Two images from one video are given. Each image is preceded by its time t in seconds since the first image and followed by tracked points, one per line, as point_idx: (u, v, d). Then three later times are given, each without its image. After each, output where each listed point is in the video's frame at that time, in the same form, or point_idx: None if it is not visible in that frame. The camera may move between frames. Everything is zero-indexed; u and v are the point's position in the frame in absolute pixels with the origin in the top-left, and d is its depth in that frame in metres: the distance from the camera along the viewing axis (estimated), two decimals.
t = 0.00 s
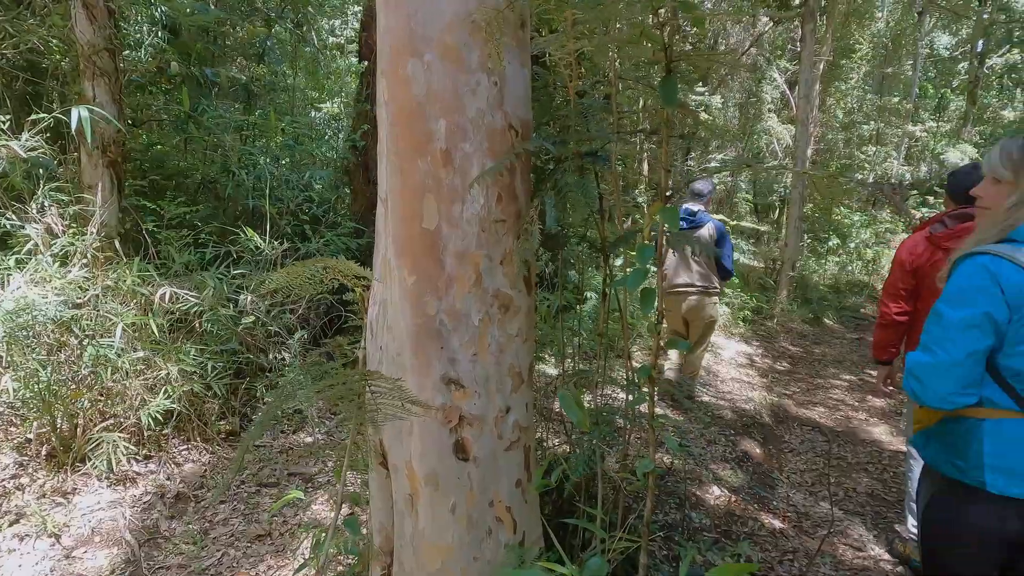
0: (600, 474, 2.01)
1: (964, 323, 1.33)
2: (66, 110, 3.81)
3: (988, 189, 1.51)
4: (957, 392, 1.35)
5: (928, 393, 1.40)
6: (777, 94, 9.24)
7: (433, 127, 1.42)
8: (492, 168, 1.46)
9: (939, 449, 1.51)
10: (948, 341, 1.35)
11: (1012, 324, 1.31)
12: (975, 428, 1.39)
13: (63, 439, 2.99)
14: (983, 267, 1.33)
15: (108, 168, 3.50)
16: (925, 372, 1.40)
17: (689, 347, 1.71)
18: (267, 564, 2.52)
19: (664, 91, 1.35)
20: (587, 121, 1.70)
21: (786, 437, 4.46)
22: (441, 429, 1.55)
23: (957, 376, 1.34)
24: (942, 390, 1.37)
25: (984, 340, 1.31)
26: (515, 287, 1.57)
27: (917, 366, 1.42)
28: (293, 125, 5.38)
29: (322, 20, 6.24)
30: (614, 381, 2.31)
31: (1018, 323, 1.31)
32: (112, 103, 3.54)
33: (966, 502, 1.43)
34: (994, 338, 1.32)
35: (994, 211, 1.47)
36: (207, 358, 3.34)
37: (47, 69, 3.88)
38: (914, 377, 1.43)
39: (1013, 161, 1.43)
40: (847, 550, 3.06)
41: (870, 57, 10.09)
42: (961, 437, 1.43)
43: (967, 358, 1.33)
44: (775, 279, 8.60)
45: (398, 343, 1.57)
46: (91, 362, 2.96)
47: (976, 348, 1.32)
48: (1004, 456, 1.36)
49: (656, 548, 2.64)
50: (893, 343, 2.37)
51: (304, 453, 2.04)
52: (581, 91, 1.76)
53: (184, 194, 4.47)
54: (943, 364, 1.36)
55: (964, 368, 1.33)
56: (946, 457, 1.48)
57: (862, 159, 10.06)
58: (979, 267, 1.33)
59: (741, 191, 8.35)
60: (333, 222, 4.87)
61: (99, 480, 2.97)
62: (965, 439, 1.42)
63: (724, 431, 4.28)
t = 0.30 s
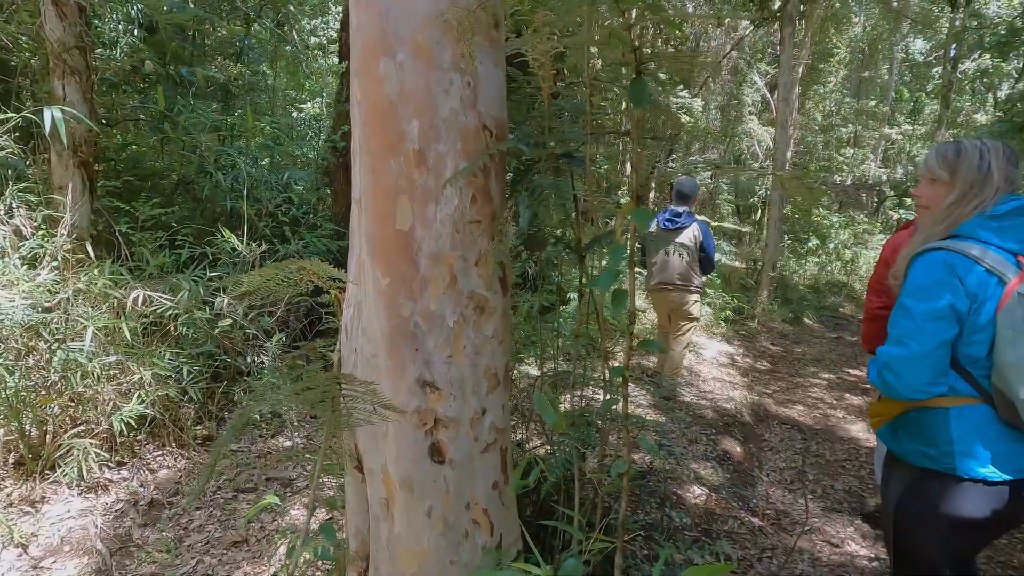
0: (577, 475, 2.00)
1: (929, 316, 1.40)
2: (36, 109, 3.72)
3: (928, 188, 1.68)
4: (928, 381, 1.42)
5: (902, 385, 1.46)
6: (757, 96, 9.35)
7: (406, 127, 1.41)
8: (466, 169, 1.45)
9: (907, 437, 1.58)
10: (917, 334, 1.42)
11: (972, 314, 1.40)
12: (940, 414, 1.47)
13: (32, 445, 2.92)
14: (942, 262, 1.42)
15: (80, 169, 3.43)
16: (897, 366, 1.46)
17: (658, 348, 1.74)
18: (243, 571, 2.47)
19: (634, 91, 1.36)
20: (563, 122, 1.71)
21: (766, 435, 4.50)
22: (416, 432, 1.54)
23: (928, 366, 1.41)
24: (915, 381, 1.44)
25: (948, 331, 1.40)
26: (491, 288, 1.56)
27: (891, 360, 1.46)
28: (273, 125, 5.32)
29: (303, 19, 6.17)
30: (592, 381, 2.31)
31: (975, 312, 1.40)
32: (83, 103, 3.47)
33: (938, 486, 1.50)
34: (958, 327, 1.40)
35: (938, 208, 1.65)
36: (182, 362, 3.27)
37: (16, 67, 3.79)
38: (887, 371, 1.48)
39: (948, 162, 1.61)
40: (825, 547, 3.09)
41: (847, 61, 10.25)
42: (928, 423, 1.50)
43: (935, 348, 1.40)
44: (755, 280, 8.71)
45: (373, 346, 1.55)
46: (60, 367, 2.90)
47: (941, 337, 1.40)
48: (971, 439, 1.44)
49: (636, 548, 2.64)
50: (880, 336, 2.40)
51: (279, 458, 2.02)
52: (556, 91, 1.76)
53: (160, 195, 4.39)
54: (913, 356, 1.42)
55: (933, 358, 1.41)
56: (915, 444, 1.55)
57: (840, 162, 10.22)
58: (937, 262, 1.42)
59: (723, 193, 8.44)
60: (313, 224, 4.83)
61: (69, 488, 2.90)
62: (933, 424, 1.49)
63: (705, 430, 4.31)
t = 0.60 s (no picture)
0: (544, 477, 2.00)
1: (933, 316, 1.43)
2: None
3: (892, 187, 1.77)
4: (932, 380, 1.45)
5: (910, 386, 1.46)
6: (729, 100, 9.50)
7: (368, 129, 1.40)
8: (431, 172, 1.45)
9: (888, 432, 1.63)
10: (924, 334, 1.43)
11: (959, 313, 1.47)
12: (924, 407, 1.55)
13: None
14: (934, 260, 1.48)
15: (36, 169, 3.32)
16: (907, 367, 1.45)
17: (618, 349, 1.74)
18: None
19: (593, 95, 1.37)
20: (527, 124, 1.71)
21: (738, 433, 4.57)
22: (380, 436, 1.52)
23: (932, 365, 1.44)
24: (922, 381, 1.45)
25: (946, 329, 1.44)
26: (456, 291, 1.56)
27: (903, 362, 1.44)
28: (242, 126, 5.22)
29: (274, 18, 6.08)
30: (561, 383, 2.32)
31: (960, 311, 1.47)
32: (39, 101, 3.36)
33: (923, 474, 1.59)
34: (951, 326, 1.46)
35: (902, 207, 1.74)
36: (145, 367, 3.19)
37: None
38: (896, 374, 1.46)
39: (915, 162, 1.71)
40: (794, 542, 3.14)
41: (816, 66, 10.48)
42: (914, 418, 1.57)
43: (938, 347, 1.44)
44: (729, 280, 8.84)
45: (337, 350, 1.53)
46: (16, 374, 2.80)
47: (942, 336, 1.44)
48: (949, 427, 1.55)
49: (608, 547, 2.65)
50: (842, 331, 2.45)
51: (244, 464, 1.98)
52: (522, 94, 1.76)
53: (123, 196, 4.27)
54: (921, 356, 1.44)
55: (936, 357, 1.44)
56: (900, 439, 1.60)
57: (810, 164, 10.44)
58: (931, 262, 1.47)
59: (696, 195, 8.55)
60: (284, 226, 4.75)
61: (26, 499, 2.80)
62: (918, 418, 1.56)
63: (678, 429, 4.35)
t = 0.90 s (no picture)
0: (506, 480, 1.99)
1: (909, 309, 1.51)
2: None
3: (854, 184, 1.81)
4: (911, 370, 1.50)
5: (894, 377, 1.49)
6: (696, 105, 9.67)
7: (322, 130, 1.38)
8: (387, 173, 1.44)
9: (860, 420, 1.67)
10: (903, 326, 1.49)
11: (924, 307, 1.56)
12: (893, 396, 1.61)
13: None
14: (902, 259, 1.56)
15: None
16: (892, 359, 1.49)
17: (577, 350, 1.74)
18: None
19: (545, 97, 1.39)
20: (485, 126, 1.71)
21: (704, 431, 4.65)
22: (337, 441, 1.50)
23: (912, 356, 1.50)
24: (905, 371, 1.49)
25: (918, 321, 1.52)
26: (414, 293, 1.54)
27: (889, 354, 1.48)
28: (203, 125, 5.09)
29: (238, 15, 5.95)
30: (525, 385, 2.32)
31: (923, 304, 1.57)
32: None
33: (891, 454, 1.68)
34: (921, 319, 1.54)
35: (866, 203, 1.76)
36: (98, 375, 3.10)
37: None
38: (884, 367, 1.48)
39: (877, 162, 1.76)
40: (757, 536, 3.21)
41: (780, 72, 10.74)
42: (884, 406, 1.62)
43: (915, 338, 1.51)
44: (697, 281, 8.99)
45: (292, 354, 1.50)
46: None
47: (916, 327, 1.51)
48: (912, 411, 1.64)
49: (575, 547, 2.66)
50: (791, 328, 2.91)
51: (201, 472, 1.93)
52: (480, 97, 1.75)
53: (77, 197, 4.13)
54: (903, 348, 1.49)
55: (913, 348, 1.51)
56: (872, 427, 1.65)
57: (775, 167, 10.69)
58: (900, 259, 1.56)
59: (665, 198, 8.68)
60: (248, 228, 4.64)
61: None
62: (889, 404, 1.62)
63: (646, 429, 4.40)
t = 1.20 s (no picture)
0: (483, 482, 1.97)
1: (887, 307, 1.53)
2: None
3: (833, 184, 1.83)
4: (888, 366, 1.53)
5: (872, 372, 1.52)
6: (678, 107, 9.75)
7: (295, 130, 1.37)
8: (360, 173, 1.42)
9: (839, 413, 1.69)
10: (881, 324, 1.53)
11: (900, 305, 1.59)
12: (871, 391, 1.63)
13: None
14: (881, 258, 1.59)
15: None
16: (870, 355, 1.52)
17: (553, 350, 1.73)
18: None
19: (518, 98, 1.39)
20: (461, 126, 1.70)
21: (685, 430, 4.68)
22: (312, 444, 1.48)
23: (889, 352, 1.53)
24: (883, 367, 1.52)
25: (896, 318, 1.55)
26: (389, 293, 1.53)
27: (868, 351, 1.51)
28: (179, 124, 5.00)
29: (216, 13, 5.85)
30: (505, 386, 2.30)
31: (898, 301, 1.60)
32: None
33: (868, 447, 1.70)
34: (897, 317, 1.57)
35: (844, 203, 1.79)
36: (69, 379, 3.03)
37: None
38: (862, 363, 1.51)
39: (857, 164, 1.78)
40: (736, 534, 3.24)
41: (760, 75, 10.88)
42: (864, 400, 1.64)
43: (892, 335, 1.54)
44: (679, 281, 9.07)
45: (265, 357, 1.49)
46: None
47: (893, 325, 1.54)
48: (887, 405, 1.66)
49: (556, 547, 2.66)
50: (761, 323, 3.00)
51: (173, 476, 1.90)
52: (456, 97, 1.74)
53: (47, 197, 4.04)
54: (881, 344, 1.52)
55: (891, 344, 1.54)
56: (851, 420, 1.67)
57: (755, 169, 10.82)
58: (877, 259, 1.59)
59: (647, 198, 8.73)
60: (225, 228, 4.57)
61: None
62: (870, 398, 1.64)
63: (628, 428, 4.41)
